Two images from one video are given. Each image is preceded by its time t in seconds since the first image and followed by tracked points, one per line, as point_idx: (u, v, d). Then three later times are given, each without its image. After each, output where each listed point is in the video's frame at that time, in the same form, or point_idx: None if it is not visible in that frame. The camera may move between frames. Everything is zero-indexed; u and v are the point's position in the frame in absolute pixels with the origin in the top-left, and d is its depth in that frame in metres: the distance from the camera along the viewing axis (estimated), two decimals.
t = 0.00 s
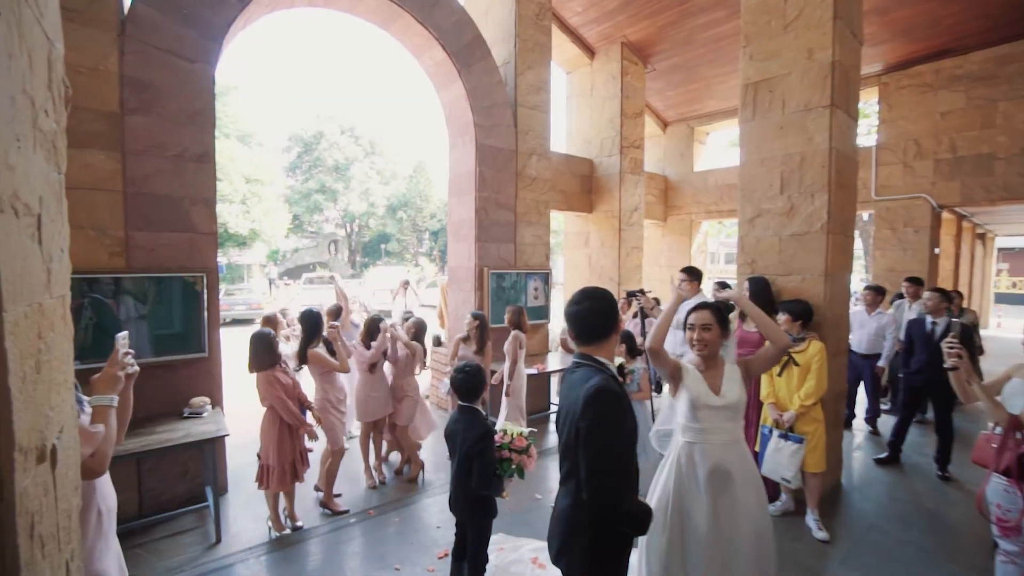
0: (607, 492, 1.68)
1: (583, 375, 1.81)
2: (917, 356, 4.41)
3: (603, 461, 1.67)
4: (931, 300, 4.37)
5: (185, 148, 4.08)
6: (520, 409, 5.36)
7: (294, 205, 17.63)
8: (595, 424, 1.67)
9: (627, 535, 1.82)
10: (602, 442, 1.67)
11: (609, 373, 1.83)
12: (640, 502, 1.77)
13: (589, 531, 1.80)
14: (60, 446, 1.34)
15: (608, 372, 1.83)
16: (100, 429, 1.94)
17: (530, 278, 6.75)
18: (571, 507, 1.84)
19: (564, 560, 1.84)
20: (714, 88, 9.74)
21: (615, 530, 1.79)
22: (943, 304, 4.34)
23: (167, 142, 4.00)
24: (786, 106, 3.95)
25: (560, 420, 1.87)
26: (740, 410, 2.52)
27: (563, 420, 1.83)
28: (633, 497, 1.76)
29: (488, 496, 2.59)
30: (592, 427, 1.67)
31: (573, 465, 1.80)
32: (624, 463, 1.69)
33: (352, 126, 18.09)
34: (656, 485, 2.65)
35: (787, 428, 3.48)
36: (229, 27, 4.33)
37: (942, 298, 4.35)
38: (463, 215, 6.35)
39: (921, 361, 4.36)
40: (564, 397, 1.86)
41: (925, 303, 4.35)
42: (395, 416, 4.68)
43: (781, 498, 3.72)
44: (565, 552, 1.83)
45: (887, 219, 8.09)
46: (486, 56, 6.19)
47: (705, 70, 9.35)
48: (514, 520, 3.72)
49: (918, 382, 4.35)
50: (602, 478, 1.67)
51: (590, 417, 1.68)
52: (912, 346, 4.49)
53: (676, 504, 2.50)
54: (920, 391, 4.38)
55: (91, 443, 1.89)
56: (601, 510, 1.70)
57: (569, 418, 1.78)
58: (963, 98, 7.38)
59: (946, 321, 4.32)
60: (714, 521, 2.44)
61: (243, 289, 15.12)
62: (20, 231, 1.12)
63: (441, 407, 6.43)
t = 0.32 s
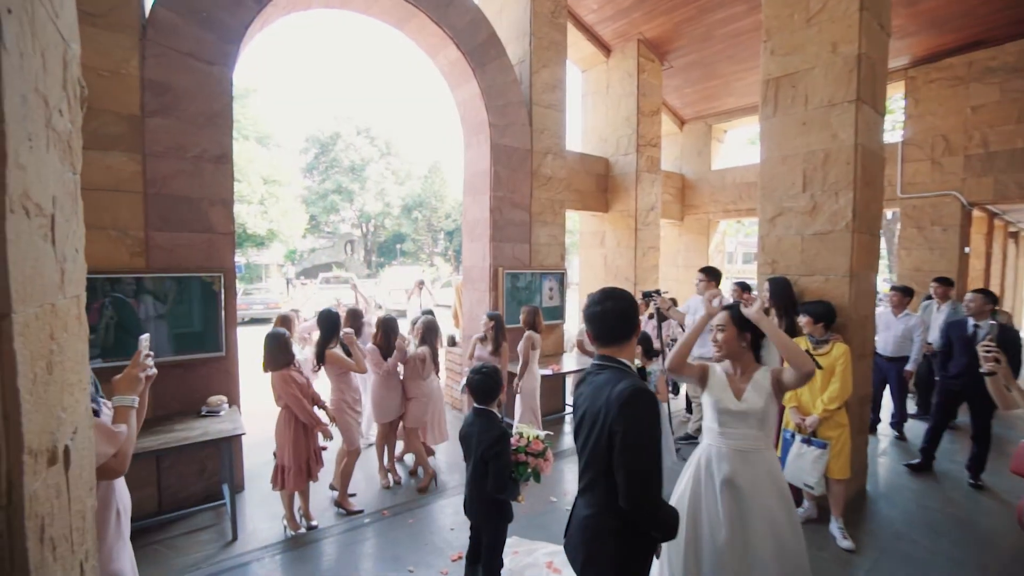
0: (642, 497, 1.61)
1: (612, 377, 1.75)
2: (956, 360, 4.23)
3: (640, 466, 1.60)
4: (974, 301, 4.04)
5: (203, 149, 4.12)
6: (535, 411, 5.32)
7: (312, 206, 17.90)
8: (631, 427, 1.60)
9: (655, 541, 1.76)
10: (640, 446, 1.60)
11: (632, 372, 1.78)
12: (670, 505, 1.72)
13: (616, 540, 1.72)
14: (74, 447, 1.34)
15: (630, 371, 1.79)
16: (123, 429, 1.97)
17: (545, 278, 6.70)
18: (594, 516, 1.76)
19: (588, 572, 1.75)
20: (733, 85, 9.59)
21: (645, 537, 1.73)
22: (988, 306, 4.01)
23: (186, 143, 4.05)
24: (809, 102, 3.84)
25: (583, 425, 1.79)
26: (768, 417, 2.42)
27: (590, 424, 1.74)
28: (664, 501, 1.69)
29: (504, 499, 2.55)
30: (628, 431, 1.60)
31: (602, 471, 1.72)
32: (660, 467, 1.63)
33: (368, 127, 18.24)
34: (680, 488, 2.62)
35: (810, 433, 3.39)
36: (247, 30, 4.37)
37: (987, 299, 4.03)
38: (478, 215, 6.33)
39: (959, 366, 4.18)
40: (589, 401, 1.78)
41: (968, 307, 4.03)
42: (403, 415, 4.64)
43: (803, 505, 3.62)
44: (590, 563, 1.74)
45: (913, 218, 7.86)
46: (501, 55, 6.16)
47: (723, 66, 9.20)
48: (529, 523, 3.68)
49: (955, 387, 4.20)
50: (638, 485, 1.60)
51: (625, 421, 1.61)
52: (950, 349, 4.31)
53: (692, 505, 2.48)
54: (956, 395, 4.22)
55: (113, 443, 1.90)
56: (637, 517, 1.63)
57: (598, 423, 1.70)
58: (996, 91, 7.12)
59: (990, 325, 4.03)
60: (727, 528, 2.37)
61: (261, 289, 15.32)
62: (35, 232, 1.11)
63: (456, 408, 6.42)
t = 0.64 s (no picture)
0: (664, 504, 1.58)
1: (628, 381, 1.70)
2: (983, 363, 4.10)
3: (660, 472, 1.56)
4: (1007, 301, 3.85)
5: (215, 150, 4.14)
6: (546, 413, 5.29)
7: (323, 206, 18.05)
8: (652, 432, 1.56)
9: (672, 548, 1.72)
10: (660, 451, 1.56)
11: (647, 373, 1.74)
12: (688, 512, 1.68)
13: (634, 548, 1.68)
14: (81, 448, 1.33)
15: (645, 373, 1.74)
16: (137, 430, 1.97)
17: (556, 278, 6.66)
18: (608, 523, 1.72)
19: None
20: (746, 82, 9.47)
21: (663, 545, 1.69)
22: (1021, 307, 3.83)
23: (199, 144, 4.07)
24: (826, 98, 3.75)
25: (598, 430, 1.75)
26: (790, 422, 2.32)
27: (606, 429, 1.70)
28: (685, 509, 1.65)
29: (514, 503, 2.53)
30: (648, 435, 1.56)
31: (618, 478, 1.68)
32: (681, 474, 1.59)
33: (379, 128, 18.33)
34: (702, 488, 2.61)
35: (827, 436, 3.32)
36: (258, 31, 4.38)
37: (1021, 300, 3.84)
38: (488, 214, 6.31)
39: (986, 368, 4.06)
40: (605, 405, 1.73)
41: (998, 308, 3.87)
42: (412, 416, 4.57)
43: (819, 510, 3.54)
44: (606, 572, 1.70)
45: (933, 217, 7.69)
46: (511, 54, 6.12)
47: (736, 64, 9.08)
48: (539, 525, 3.64)
49: (981, 390, 4.08)
50: (658, 491, 1.57)
51: (646, 425, 1.57)
52: (976, 351, 4.18)
53: (707, 505, 2.49)
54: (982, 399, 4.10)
55: (127, 444, 1.91)
56: (657, 524, 1.59)
57: (615, 427, 1.66)
58: (1020, 86, 6.94)
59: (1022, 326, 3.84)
60: (737, 533, 2.34)
61: (273, 289, 15.46)
62: (40, 232, 1.10)
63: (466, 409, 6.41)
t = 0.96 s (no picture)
0: (685, 512, 1.53)
1: (645, 385, 1.65)
2: (1015, 366, 3.97)
3: (683, 480, 1.52)
4: None
5: (228, 150, 4.16)
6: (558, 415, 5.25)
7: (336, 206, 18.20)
8: (672, 438, 1.51)
9: (689, 557, 1.67)
10: (681, 458, 1.52)
11: (664, 376, 1.69)
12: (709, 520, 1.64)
13: (650, 558, 1.63)
14: (87, 450, 1.32)
15: (661, 376, 1.69)
16: (155, 434, 1.98)
17: (568, 278, 6.60)
18: (623, 533, 1.67)
19: None
20: (761, 79, 9.32)
21: (682, 555, 1.65)
22: None
23: (212, 145, 4.09)
24: (846, 93, 3.66)
25: (614, 436, 1.70)
26: (814, 426, 2.21)
27: (621, 435, 1.65)
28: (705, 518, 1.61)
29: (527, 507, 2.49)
30: (670, 442, 1.51)
31: (635, 486, 1.63)
32: (703, 482, 1.55)
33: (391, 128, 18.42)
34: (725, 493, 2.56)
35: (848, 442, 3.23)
36: (270, 33, 4.40)
37: None
38: (499, 214, 6.28)
39: (1018, 372, 3.93)
40: (621, 411, 1.68)
41: None
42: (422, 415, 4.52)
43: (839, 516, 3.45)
44: None
45: (957, 215, 7.48)
46: (523, 53, 6.09)
47: (752, 60, 8.93)
48: (550, 528, 3.60)
49: (1011, 395, 3.95)
50: (681, 500, 1.53)
51: (668, 432, 1.52)
52: (1007, 354, 4.05)
53: (725, 510, 2.45)
54: (1011, 403, 3.97)
55: (143, 448, 1.92)
56: (679, 534, 1.55)
57: (633, 434, 1.62)
58: None
59: None
60: (751, 541, 2.28)
61: (287, 288, 15.61)
62: (44, 231, 1.09)
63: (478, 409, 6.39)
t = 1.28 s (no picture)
0: (704, 519, 1.49)
1: (661, 389, 1.60)
2: None
3: (702, 488, 1.48)
4: None
5: (240, 151, 4.18)
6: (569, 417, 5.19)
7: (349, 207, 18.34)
8: (690, 443, 1.47)
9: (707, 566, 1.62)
10: (700, 463, 1.47)
11: (680, 378, 1.64)
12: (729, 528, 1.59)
13: (667, 567, 1.58)
14: (93, 451, 1.31)
15: (677, 379, 1.64)
16: (174, 440, 1.97)
17: (579, 278, 6.54)
18: (638, 541, 1.62)
19: None
20: (777, 76, 9.17)
21: (700, 564, 1.60)
22: None
23: (225, 145, 4.11)
24: (866, 88, 3.56)
25: (627, 443, 1.65)
26: (839, 434, 2.12)
27: (637, 441, 1.60)
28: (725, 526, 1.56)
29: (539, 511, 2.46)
30: (688, 448, 1.47)
31: (651, 493, 1.59)
32: (723, 491, 1.50)
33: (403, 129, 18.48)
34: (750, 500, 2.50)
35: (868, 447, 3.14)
36: (283, 33, 4.41)
37: None
38: (510, 214, 6.24)
39: None
40: (635, 416, 1.63)
41: None
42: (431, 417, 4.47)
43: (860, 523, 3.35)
44: None
45: (981, 214, 7.28)
46: (534, 51, 6.04)
47: (767, 57, 8.79)
48: (562, 531, 3.56)
49: None
50: (700, 507, 1.48)
51: (687, 438, 1.48)
52: None
53: (746, 516, 2.42)
54: None
55: (161, 454, 1.91)
56: (697, 543, 1.50)
57: (649, 440, 1.57)
58: None
59: None
60: (767, 549, 2.25)
61: (300, 288, 15.73)
62: (48, 230, 1.07)
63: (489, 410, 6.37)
